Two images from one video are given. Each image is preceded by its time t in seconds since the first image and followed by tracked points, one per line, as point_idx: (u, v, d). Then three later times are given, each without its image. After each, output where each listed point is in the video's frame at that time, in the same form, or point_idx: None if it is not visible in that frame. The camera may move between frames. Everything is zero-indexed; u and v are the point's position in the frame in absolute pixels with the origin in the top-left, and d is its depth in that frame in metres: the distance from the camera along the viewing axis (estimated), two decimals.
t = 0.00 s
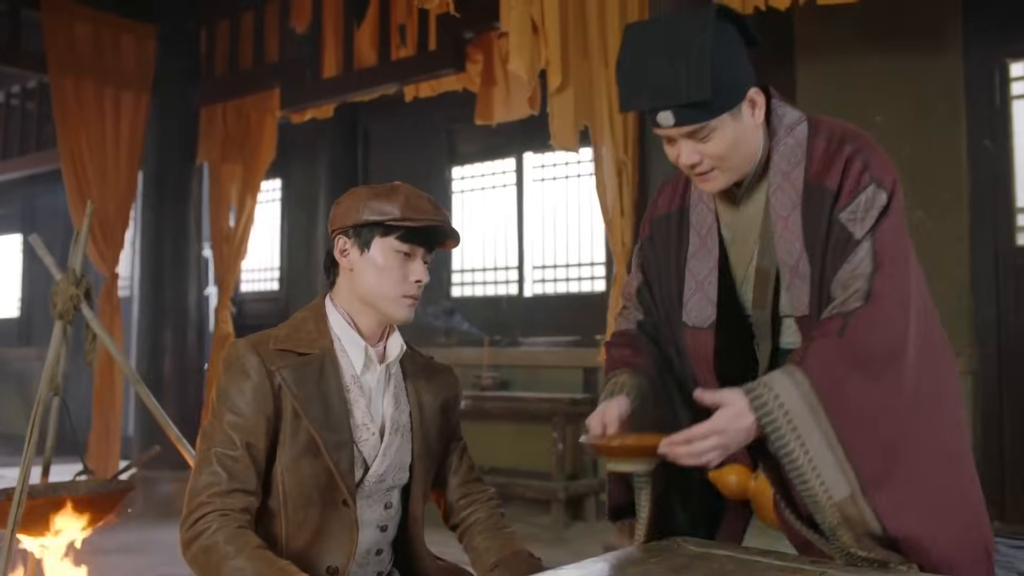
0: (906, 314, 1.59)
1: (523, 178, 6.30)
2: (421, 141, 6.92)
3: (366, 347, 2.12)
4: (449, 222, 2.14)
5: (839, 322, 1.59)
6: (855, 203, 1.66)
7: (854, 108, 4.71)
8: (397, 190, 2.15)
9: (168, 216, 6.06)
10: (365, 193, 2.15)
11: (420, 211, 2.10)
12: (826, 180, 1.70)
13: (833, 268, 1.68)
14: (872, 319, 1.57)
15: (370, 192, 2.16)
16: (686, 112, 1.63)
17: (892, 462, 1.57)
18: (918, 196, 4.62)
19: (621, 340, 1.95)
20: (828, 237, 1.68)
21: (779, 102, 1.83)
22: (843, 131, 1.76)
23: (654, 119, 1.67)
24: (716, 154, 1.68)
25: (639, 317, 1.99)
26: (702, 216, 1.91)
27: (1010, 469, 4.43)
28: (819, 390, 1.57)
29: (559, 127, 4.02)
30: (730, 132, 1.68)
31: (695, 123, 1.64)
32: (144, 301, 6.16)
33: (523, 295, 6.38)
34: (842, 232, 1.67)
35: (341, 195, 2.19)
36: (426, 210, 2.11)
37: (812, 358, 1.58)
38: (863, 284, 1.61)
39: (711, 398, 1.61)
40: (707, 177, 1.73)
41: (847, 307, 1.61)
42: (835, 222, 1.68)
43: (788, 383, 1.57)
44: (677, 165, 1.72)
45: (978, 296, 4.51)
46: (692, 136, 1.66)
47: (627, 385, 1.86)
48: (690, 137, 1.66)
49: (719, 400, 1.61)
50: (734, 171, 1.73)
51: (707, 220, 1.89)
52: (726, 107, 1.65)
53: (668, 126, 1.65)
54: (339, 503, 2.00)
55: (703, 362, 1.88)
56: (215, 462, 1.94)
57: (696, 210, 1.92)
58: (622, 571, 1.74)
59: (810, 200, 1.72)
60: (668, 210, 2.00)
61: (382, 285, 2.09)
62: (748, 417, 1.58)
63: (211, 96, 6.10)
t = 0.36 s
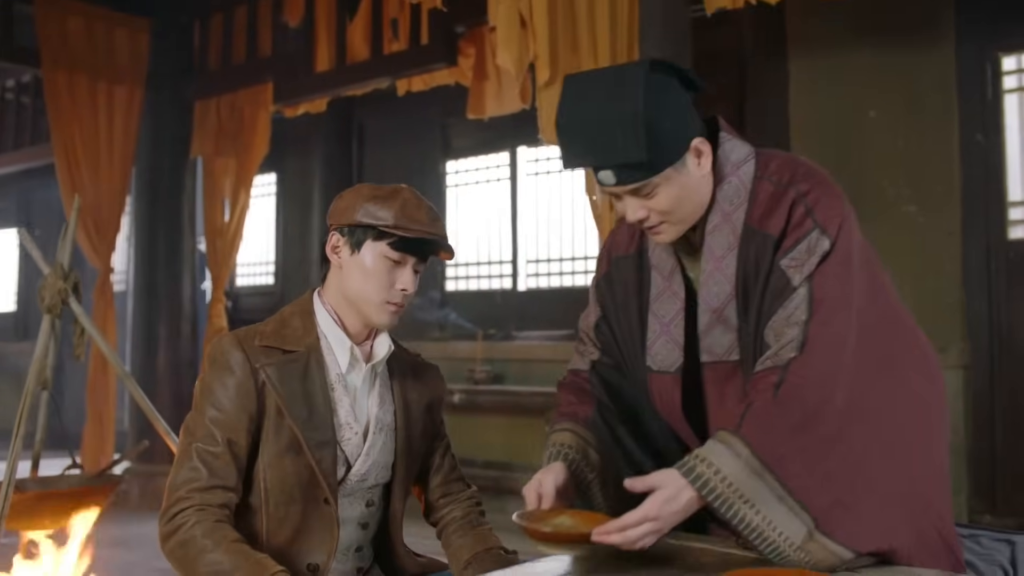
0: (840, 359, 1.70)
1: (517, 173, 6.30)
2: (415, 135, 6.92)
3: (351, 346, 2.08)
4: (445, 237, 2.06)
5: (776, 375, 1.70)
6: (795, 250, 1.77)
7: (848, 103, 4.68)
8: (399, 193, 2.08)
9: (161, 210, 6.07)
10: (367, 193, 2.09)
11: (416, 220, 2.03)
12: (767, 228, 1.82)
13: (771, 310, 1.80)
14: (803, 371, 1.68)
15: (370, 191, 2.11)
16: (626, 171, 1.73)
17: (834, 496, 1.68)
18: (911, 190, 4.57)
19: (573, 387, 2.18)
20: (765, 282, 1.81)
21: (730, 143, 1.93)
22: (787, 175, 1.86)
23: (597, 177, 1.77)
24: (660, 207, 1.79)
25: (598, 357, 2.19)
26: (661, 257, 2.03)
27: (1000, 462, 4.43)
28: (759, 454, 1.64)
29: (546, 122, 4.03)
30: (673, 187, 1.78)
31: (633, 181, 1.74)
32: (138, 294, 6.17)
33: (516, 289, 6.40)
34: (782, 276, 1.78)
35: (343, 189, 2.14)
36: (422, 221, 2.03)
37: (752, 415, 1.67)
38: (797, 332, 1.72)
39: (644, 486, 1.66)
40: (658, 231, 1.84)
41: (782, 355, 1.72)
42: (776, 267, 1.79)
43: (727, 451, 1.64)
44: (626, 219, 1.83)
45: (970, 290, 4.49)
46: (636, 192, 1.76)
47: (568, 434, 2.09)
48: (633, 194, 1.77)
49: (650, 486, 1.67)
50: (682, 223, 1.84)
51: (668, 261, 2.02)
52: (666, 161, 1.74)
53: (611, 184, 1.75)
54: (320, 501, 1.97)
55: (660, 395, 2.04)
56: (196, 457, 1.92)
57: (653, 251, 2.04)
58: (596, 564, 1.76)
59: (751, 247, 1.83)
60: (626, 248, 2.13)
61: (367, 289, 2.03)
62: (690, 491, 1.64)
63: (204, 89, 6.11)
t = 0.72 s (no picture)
0: (809, 357, 1.70)
1: (512, 151, 6.29)
2: (410, 113, 6.89)
3: (335, 326, 2.06)
4: (429, 220, 2.04)
5: (746, 377, 1.70)
6: (762, 251, 1.78)
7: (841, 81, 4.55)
8: (384, 174, 2.06)
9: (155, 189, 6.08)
10: (352, 173, 2.07)
11: (396, 205, 2.00)
12: (733, 228, 1.83)
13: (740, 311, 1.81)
14: (773, 371, 1.68)
15: (355, 170, 2.08)
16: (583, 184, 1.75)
17: (809, 485, 1.70)
18: (905, 167, 4.48)
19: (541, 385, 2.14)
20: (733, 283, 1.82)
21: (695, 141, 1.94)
22: (752, 173, 1.86)
23: (558, 188, 1.79)
24: (622, 215, 1.81)
25: (564, 355, 2.16)
26: (628, 257, 2.02)
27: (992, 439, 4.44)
28: (733, 457, 1.65)
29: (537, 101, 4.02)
30: (635, 196, 1.81)
31: (592, 194, 1.76)
32: (132, 274, 6.16)
33: (511, 268, 6.40)
34: (749, 277, 1.78)
35: (327, 169, 2.11)
36: (405, 205, 2.01)
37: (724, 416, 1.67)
38: (766, 333, 1.73)
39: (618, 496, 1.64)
40: (624, 237, 1.87)
41: (751, 358, 1.73)
42: (744, 268, 1.79)
43: (703, 457, 1.64)
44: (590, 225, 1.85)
45: (964, 268, 4.50)
46: (598, 201, 1.78)
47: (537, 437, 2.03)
48: (594, 203, 1.79)
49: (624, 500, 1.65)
50: (645, 228, 1.86)
51: (635, 261, 2.01)
52: (624, 171, 1.76)
53: (571, 195, 1.77)
54: (303, 481, 1.98)
55: (630, 395, 2.04)
56: (177, 438, 1.93)
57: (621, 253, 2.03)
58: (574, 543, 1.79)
59: (718, 248, 1.83)
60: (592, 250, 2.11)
61: (347, 272, 2.01)
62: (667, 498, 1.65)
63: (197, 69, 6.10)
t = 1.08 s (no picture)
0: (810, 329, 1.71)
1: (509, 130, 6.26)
2: (407, 93, 6.86)
3: (324, 306, 2.06)
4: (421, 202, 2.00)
5: (751, 345, 1.70)
6: (756, 223, 1.78)
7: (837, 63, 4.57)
8: (376, 155, 2.02)
9: (150, 169, 6.06)
10: (344, 153, 2.02)
11: (388, 188, 1.96)
12: (723, 203, 1.83)
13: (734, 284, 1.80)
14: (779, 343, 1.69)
15: (348, 148, 2.04)
16: (575, 159, 1.74)
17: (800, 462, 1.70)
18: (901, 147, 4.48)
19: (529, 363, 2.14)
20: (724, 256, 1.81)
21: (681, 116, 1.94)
22: (739, 148, 1.87)
23: (549, 164, 1.78)
24: (614, 188, 1.80)
25: (551, 333, 2.15)
26: (616, 233, 2.04)
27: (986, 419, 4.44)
28: (734, 417, 1.66)
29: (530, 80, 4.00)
30: (625, 169, 1.80)
31: (583, 167, 1.75)
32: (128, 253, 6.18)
33: (508, 248, 6.40)
34: (743, 251, 1.78)
35: (320, 148, 2.07)
36: (397, 187, 1.98)
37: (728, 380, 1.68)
38: (771, 307, 1.73)
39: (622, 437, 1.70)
40: (613, 212, 1.85)
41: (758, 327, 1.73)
42: (737, 243, 1.79)
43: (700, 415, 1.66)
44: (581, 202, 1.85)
45: (961, 248, 4.44)
46: (589, 175, 1.77)
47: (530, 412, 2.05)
48: (585, 177, 1.78)
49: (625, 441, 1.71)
50: (635, 202, 1.85)
51: (622, 236, 2.03)
52: (614, 145, 1.75)
53: (561, 170, 1.76)
54: (291, 461, 1.97)
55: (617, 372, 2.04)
56: (166, 418, 1.91)
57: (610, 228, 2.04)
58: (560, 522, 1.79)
59: (711, 224, 1.83)
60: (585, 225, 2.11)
61: (338, 252, 1.99)
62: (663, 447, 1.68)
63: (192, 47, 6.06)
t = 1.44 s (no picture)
0: (908, 224, 1.84)
1: (506, 118, 6.25)
2: (404, 81, 6.84)
3: (315, 295, 2.06)
4: (412, 193, 1.99)
5: (863, 230, 1.84)
6: (818, 148, 1.88)
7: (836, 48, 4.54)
8: (366, 144, 2.01)
9: (147, 154, 6.10)
10: (334, 141, 2.02)
11: (378, 177, 1.96)
12: (769, 135, 1.93)
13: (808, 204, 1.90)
14: (891, 227, 1.83)
15: (338, 137, 2.03)
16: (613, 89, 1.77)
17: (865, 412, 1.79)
18: (897, 135, 4.51)
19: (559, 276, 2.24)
20: (778, 179, 1.91)
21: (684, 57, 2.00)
22: (766, 80, 1.98)
23: (581, 100, 1.80)
24: (647, 114, 1.85)
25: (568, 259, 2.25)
26: (616, 165, 2.11)
27: (981, 407, 4.44)
28: (847, 293, 1.82)
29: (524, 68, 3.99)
30: (654, 99, 1.85)
31: (621, 99, 1.78)
32: (125, 240, 6.20)
33: (504, 237, 6.41)
34: (817, 170, 1.88)
35: (309, 137, 2.06)
36: (387, 176, 1.97)
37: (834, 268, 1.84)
38: (878, 204, 1.84)
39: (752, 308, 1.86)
40: (644, 138, 1.91)
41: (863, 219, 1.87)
42: (805, 170, 1.89)
43: (817, 293, 1.82)
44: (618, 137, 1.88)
45: (956, 236, 4.45)
46: (623, 108, 1.81)
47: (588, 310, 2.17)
48: (619, 110, 1.81)
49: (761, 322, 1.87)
50: (665, 129, 1.91)
51: (621, 170, 2.10)
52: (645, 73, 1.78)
53: (597, 106, 1.78)
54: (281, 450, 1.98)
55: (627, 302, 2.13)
56: (154, 407, 1.91)
57: (611, 164, 2.12)
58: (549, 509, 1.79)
59: (755, 151, 1.94)
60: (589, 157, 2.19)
61: (328, 241, 1.99)
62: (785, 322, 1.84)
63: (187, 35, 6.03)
